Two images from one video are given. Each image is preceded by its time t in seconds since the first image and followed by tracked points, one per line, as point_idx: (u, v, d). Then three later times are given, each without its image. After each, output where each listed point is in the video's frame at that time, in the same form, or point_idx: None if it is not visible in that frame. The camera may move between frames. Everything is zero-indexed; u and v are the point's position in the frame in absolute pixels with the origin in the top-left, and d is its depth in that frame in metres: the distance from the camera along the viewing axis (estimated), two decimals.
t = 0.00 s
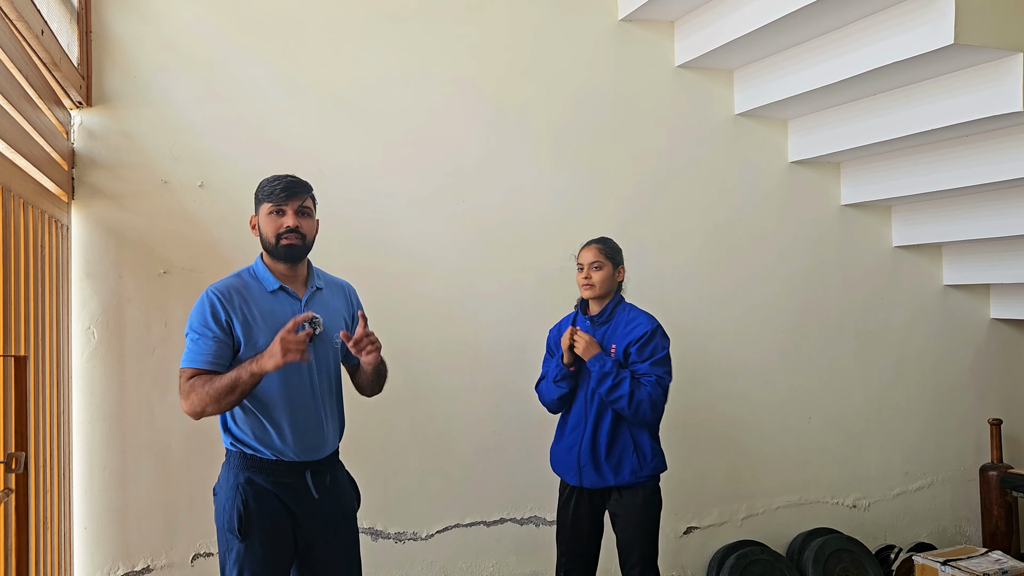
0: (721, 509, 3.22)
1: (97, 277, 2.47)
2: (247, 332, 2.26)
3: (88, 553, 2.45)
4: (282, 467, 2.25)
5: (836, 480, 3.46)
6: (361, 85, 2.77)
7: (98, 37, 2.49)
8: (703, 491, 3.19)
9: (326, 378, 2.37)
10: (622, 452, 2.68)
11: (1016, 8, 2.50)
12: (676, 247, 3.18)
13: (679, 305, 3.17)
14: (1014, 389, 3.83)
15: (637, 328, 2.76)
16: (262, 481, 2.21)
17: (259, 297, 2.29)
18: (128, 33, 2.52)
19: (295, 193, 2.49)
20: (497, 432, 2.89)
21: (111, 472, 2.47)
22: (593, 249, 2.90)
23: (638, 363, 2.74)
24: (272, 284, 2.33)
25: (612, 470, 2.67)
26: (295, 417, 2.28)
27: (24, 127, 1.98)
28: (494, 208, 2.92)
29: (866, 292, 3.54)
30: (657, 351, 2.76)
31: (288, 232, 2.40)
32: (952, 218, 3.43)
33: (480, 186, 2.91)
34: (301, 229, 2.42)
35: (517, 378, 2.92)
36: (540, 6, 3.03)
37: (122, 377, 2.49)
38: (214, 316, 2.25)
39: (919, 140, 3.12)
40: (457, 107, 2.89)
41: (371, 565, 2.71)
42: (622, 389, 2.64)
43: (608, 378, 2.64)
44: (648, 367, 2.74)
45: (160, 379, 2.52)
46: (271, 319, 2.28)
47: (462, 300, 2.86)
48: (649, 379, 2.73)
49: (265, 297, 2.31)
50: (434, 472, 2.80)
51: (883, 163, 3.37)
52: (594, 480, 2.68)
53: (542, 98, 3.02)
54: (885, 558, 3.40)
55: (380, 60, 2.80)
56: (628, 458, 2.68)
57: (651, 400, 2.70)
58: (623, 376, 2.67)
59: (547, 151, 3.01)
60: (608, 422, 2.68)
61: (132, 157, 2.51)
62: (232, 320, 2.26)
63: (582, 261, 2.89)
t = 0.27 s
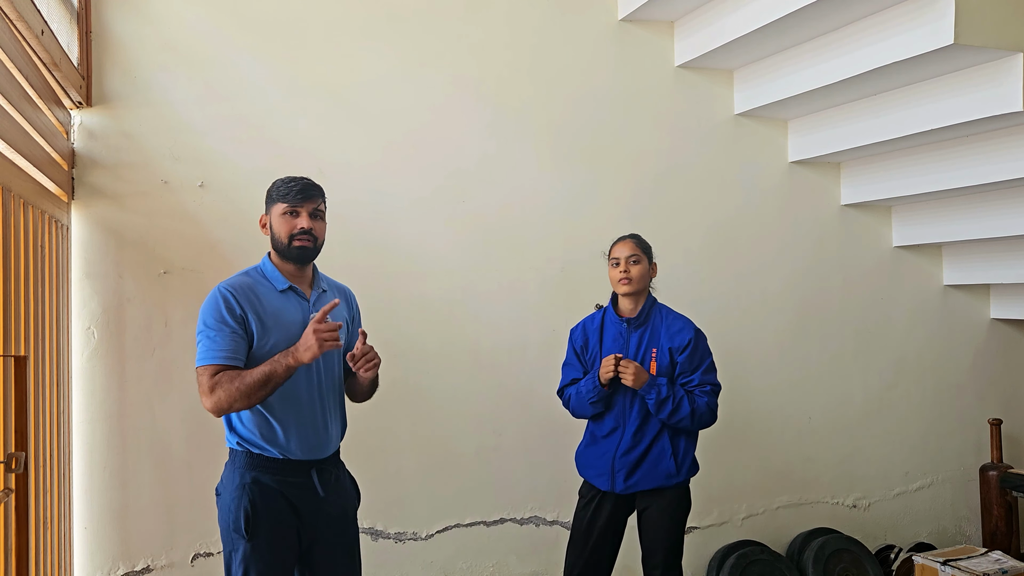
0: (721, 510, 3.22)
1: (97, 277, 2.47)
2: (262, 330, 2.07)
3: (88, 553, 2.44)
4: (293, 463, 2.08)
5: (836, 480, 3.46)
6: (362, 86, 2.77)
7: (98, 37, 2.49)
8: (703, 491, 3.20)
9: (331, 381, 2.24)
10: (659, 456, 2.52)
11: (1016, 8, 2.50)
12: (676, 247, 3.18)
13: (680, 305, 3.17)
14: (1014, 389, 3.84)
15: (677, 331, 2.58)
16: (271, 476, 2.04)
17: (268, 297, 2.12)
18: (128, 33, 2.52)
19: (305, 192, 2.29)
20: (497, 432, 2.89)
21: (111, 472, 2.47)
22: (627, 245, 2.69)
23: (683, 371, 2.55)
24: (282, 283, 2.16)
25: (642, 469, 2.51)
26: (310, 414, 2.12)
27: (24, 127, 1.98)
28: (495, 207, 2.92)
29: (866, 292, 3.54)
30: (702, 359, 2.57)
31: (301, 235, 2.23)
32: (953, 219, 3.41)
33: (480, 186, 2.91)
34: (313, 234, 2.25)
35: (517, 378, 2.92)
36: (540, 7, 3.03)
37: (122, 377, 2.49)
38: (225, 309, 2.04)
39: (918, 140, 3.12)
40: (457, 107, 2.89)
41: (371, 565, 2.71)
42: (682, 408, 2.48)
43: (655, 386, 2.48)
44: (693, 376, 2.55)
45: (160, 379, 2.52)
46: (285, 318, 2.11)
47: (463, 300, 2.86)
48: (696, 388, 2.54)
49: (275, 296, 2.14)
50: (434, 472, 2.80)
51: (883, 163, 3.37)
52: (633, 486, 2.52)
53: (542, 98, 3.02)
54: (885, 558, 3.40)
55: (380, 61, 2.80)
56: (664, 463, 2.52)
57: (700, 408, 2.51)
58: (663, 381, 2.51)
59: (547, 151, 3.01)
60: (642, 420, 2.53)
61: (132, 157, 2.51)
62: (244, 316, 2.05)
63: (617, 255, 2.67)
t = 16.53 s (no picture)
0: (721, 510, 3.22)
1: (96, 277, 2.47)
2: (396, 341, 2.05)
3: (88, 552, 2.45)
4: (350, 477, 2.03)
5: (835, 480, 3.46)
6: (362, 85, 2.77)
7: (98, 37, 2.49)
8: (703, 490, 3.20)
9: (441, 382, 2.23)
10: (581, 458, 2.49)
11: (1016, 8, 2.50)
12: (676, 247, 3.18)
13: (679, 305, 3.17)
14: (1014, 389, 3.84)
15: (579, 338, 2.49)
16: (369, 493, 1.99)
17: (401, 307, 2.09)
18: (127, 33, 2.52)
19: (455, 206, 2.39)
20: (496, 432, 2.89)
21: (111, 472, 2.47)
22: (529, 274, 2.77)
23: (571, 367, 2.44)
24: (412, 294, 2.13)
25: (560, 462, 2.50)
26: (413, 426, 2.11)
27: (24, 127, 1.98)
28: (494, 207, 2.92)
29: (866, 292, 3.54)
30: (588, 361, 2.44)
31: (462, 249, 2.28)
32: (953, 219, 3.40)
33: (480, 186, 2.91)
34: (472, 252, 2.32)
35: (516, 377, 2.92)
36: (540, 6, 3.04)
37: (122, 377, 2.49)
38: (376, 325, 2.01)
39: (918, 140, 3.12)
40: (457, 107, 2.89)
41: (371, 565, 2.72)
42: (538, 383, 2.36)
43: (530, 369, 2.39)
44: (573, 373, 2.42)
45: (160, 378, 2.53)
46: (414, 330, 2.10)
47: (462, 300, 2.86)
48: (567, 386, 2.40)
49: (406, 307, 2.10)
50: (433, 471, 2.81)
51: (882, 163, 3.37)
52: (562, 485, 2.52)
53: (542, 98, 3.02)
54: (885, 558, 3.39)
55: (380, 61, 2.80)
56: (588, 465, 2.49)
57: (555, 406, 2.36)
58: (545, 370, 2.39)
59: (546, 151, 3.01)
60: (578, 420, 2.47)
61: (132, 157, 2.51)
62: (396, 326, 2.06)
63: (519, 286, 2.76)
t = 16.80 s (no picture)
0: (721, 509, 3.22)
1: (96, 277, 2.47)
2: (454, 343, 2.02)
3: (88, 553, 2.44)
4: (375, 476, 1.92)
5: (835, 480, 3.46)
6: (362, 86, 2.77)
7: (98, 37, 2.49)
8: (702, 490, 3.20)
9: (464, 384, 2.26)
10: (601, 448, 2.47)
11: (1016, 8, 2.50)
12: (676, 247, 3.18)
13: (679, 305, 3.17)
14: (1014, 389, 3.84)
15: (605, 323, 2.50)
16: (399, 493, 1.88)
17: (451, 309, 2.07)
18: (127, 33, 2.52)
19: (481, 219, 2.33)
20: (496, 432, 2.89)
21: (111, 472, 2.47)
22: (555, 260, 2.69)
23: (597, 350, 2.45)
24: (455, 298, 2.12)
25: (575, 446, 2.49)
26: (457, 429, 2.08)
27: (23, 127, 1.98)
28: (494, 207, 2.92)
29: (866, 292, 3.54)
30: (614, 343, 2.45)
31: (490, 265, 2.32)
32: (953, 218, 3.39)
33: (480, 186, 2.91)
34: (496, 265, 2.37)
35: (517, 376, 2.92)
36: (540, 6, 3.04)
37: (122, 377, 2.49)
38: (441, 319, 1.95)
39: (918, 140, 3.11)
40: (456, 107, 2.89)
41: (370, 565, 2.72)
42: (565, 363, 2.41)
43: (556, 349, 2.45)
44: (598, 354, 2.43)
45: (160, 378, 2.53)
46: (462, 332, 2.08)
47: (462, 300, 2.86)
48: (592, 367, 2.41)
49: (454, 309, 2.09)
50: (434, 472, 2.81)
51: (883, 163, 3.37)
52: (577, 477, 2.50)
53: (542, 98, 3.02)
54: (885, 558, 3.39)
55: (380, 61, 2.80)
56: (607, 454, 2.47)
57: (580, 386, 2.39)
58: (570, 353, 2.43)
59: (547, 151, 3.01)
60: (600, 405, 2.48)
61: (132, 157, 2.51)
62: (455, 326, 2.02)
63: (544, 271, 2.69)
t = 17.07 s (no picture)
0: (721, 509, 3.22)
1: (96, 277, 2.47)
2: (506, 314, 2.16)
3: (88, 553, 2.44)
4: (430, 470, 1.94)
5: (835, 480, 3.46)
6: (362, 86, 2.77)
7: (98, 37, 2.49)
8: (702, 490, 3.20)
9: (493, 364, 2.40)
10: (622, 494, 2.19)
11: (1016, 8, 2.50)
12: (676, 247, 3.18)
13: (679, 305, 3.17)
14: (1014, 389, 3.84)
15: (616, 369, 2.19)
16: (458, 482, 1.95)
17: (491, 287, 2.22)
18: (128, 33, 2.52)
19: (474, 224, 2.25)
20: (496, 432, 2.89)
21: (111, 472, 2.47)
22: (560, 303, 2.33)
23: (606, 397, 2.15)
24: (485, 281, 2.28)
25: (596, 493, 2.21)
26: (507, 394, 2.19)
27: (23, 127, 1.98)
28: (494, 208, 2.92)
29: (866, 292, 3.54)
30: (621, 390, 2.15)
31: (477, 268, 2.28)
32: (954, 219, 3.38)
33: (480, 186, 2.91)
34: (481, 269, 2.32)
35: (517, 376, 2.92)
36: (540, 6, 3.04)
37: (122, 377, 2.49)
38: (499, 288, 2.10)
39: (918, 140, 3.11)
40: (457, 107, 2.89)
41: (370, 565, 2.72)
42: (569, 413, 2.16)
43: (562, 396, 2.18)
44: (607, 402, 2.14)
45: (160, 378, 2.53)
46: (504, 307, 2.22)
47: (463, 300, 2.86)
48: (600, 415, 2.13)
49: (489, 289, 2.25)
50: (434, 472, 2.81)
51: (883, 164, 3.37)
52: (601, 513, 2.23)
53: (542, 98, 3.02)
54: (885, 558, 3.39)
55: (380, 61, 2.80)
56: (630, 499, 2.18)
57: (587, 435, 2.12)
58: (576, 401, 2.17)
59: (547, 151, 3.01)
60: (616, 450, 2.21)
61: (132, 157, 2.51)
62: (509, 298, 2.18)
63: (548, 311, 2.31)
